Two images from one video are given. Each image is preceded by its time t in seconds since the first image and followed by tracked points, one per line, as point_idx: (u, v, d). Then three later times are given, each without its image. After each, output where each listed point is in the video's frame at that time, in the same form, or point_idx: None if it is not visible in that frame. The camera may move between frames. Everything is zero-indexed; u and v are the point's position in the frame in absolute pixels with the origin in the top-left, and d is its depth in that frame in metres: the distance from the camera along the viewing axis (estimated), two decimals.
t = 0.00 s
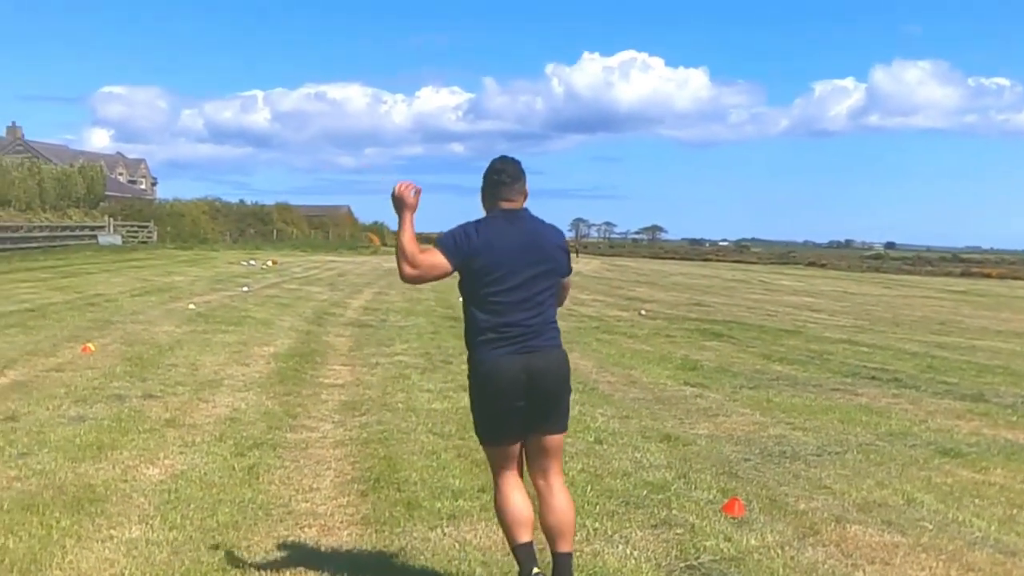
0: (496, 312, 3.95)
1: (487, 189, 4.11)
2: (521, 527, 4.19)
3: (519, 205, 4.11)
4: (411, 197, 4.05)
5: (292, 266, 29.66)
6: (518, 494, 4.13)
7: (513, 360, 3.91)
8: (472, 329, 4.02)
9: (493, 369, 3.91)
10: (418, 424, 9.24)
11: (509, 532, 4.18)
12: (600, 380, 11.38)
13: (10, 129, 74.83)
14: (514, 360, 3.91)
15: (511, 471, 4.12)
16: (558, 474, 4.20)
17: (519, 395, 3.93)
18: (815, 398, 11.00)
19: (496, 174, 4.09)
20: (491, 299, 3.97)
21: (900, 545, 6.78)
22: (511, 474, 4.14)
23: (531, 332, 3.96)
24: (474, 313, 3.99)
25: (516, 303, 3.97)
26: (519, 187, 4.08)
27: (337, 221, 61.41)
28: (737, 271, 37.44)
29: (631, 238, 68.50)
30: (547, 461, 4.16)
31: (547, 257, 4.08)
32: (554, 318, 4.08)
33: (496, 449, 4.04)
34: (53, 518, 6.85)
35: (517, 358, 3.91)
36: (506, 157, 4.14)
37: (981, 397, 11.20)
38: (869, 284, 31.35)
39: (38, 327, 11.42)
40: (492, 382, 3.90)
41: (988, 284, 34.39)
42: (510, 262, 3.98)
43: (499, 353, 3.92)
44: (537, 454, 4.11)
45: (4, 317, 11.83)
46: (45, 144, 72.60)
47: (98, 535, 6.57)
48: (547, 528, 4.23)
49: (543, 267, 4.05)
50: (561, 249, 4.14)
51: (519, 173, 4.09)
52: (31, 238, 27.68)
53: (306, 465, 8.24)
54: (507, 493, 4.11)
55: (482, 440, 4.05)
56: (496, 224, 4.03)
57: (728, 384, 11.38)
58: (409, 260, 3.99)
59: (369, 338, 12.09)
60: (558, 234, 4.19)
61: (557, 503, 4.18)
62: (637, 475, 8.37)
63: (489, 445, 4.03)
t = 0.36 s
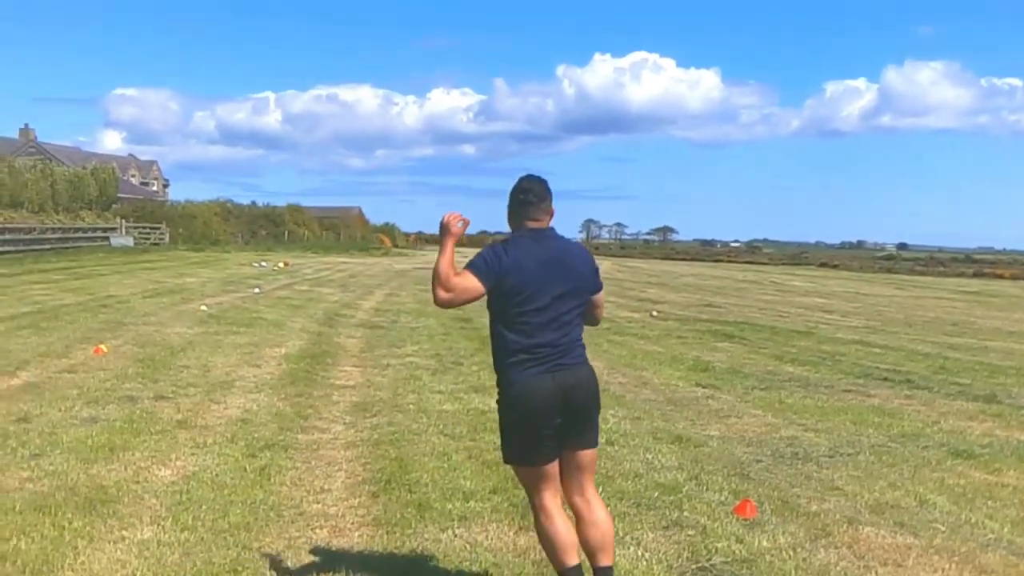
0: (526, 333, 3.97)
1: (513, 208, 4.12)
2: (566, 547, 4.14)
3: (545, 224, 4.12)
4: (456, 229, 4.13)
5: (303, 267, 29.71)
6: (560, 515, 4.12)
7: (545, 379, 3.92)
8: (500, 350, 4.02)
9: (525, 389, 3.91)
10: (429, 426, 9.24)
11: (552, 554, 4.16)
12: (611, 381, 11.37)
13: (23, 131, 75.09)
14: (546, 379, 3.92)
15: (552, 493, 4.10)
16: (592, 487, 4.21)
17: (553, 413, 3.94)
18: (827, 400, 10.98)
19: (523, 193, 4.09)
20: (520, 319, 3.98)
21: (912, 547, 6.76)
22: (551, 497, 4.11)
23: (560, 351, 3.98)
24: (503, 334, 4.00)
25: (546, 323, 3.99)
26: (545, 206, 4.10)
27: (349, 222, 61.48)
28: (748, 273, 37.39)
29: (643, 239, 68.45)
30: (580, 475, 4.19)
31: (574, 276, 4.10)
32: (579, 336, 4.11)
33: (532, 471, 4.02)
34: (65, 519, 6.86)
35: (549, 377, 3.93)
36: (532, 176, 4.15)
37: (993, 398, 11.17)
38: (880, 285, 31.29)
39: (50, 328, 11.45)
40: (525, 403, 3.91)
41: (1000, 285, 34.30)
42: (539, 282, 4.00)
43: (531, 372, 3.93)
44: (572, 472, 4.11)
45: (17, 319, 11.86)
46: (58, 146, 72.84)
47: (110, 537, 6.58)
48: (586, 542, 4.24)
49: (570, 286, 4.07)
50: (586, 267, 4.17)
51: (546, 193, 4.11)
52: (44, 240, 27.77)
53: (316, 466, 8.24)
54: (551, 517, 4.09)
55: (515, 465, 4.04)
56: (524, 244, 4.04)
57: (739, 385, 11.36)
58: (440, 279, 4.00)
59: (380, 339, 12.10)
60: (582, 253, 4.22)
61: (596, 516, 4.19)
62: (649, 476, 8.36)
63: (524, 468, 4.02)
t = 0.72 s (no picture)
0: (553, 348, 3.97)
1: (531, 225, 4.15)
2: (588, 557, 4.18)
3: (564, 240, 4.15)
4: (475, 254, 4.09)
5: (310, 266, 29.73)
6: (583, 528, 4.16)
7: (575, 392, 3.94)
8: (526, 367, 4.03)
9: (555, 402, 3.92)
10: (437, 424, 9.25)
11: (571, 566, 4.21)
12: (620, 379, 11.37)
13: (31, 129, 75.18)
14: (575, 392, 3.94)
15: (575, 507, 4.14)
16: (609, 499, 4.27)
17: (582, 426, 3.96)
18: (835, 398, 10.96)
19: (542, 209, 4.12)
20: (547, 333, 3.98)
21: (921, 545, 6.75)
22: (574, 510, 4.15)
23: (587, 364, 4.00)
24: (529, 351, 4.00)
25: (572, 337, 4.00)
26: (564, 221, 4.13)
27: (357, 221, 61.52)
28: (756, 271, 37.34)
29: (651, 237, 68.39)
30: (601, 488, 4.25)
31: (597, 291, 4.12)
32: (602, 351, 4.12)
33: (558, 484, 4.07)
34: (74, 517, 6.87)
35: (579, 390, 3.94)
36: (549, 193, 4.18)
37: (1002, 396, 11.14)
38: (888, 283, 31.24)
39: (59, 327, 11.46)
40: (554, 416, 3.92)
41: (1008, 283, 34.25)
42: (565, 297, 4.01)
43: (560, 386, 3.94)
44: (593, 485, 4.16)
45: (26, 318, 11.87)
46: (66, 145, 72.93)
47: (118, 535, 6.59)
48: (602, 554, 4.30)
49: (594, 301, 4.09)
50: (607, 282, 4.19)
51: (565, 208, 4.14)
52: (52, 239, 27.81)
53: (325, 465, 8.25)
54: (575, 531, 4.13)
55: (540, 478, 4.07)
56: (546, 259, 4.06)
57: (747, 384, 11.35)
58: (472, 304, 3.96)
59: (388, 338, 12.11)
60: (602, 269, 4.24)
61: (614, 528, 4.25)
62: (657, 474, 8.36)
63: (549, 481, 4.06)
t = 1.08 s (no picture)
0: (563, 329, 4.03)
1: (543, 207, 4.20)
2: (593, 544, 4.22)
3: (575, 222, 4.19)
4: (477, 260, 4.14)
5: (314, 266, 29.71)
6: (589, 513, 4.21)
7: (584, 373, 3.99)
8: (535, 348, 4.08)
9: (564, 383, 3.98)
10: (441, 424, 9.25)
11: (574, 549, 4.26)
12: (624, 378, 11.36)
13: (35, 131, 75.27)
14: (585, 373, 3.99)
15: (582, 491, 4.18)
16: (619, 485, 4.31)
17: (591, 407, 4.01)
18: (840, 397, 10.95)
19: (553, 192, 4.17)
20: (557, 315, 4.04)
21: (926, 544, 6.74)
22: (581, 494, 4.19)
23: (597, 345, 4.05)
24: (539, 333, 4.06)
25: (582, 319, 4.06)
26: (575, 203, 4.17)
27: (360, 221, 61.50)
28: (760, 270, 37.31)
29: (655, 237, 68.34)
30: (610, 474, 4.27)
31: (608, 273, 4.17)
32: (612, 332, 4.17)
33: (565, 465, 4.12)
34: (78, 518, 6.88)
35: (588, 371, 3.99)
36: (561, 174, 4.23)
37: (1007, 395, 11.12)
38: (891, 282, 31.17)
39: (63, 328, 11.47)
40: (563, 396, 3.97)
41: (1012, 282, 34.19)
42: (575, 280, 4.06)
43: (569, 367, 4.00)
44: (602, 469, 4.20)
45: (30, 319, 11.88)
46: (69, 147, 72.98)
47: (123, 536, 6.60)
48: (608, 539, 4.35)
49: (604, 283, 4.14)
50: (618, 264, 4.23)
51: (576, 190, 4.19)
52: (55, 240, 27.83)
53: (329, 465, 8.25)
54: (580, 516, 4.17)
55: (548, 459, 4.12)
56: (557, 242, 4.10)
57: (751, 383, 11.34)
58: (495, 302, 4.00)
59: (393, 338, 12.10)
60: (613, 251, 4.29)
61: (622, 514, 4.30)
62: (661, 474, 8.35)
63: (558, 462, 4.11)
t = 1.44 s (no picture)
0: (569, 315, 4.05)
1: (552, 197, 4.22)
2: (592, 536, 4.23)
3: (585, 211, 4.21)
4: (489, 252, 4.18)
5: (318, 266, 29.69)
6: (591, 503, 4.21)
7: (590, 359, 4.00)
8: (542, 335, 4.10)
9: (570, 369, 3.98)
10: (445, 423, 9.25)
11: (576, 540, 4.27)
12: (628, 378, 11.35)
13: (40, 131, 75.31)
14: (591, 359, 4.00)
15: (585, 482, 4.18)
16: (626, 477, 4.29)
17: (596, 395, 4.01)
18: (844, 396, 10.94)
19: (563, 181, 4.19)
20: (564, 302, 4.06)
21: (930, 544, 6.72)
22: (584, 486, 4.20)
23: (604, 331, 4.06)
24: (546, 320, 4.07)
25: (590, 305, 4.07)
26: (584, 192, 4.20)
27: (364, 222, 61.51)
28: (764, 270, 37.29)
29: (658, 237, 68.30)
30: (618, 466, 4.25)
31: (618, 261, 4.18)
32: (621, 318, 4.18)
33: (569, 456, 4.11)
34: (82, 518, 6.87)
35: (594, 358, 4.00)
36: (572, 164, 4.25)
37: (1012, 395, 11.11)
38: (895, 281, 31.15)
39: (67, 328, 11.46)
40: (568, 382, 3.98)
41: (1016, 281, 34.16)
42: (583, 267, 4.07)
43: (575, 353, 4.01)
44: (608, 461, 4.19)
45: (34, 319, 11.88)
46: (73, 147, 73.05)
47: (127, 535, 6.59)
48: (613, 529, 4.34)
49: (613, 271, 4.15)
50: (628, 252, 4.25)
51: (586, 180, 4.21)
52: (60, 240, 27.84)
53: (333, 464, 8.25)
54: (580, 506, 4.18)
55: (553, 449, 4.12)
56: (565, 230, 4.13)
57: (755, 382, 11.33)
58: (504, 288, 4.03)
59: (396, 337, 12.10)
60: (623, 239, 4.30)
61: (627, 506, 4.28)
62: (665, 474, 8.34)
63: (562, 452, 4.11)
